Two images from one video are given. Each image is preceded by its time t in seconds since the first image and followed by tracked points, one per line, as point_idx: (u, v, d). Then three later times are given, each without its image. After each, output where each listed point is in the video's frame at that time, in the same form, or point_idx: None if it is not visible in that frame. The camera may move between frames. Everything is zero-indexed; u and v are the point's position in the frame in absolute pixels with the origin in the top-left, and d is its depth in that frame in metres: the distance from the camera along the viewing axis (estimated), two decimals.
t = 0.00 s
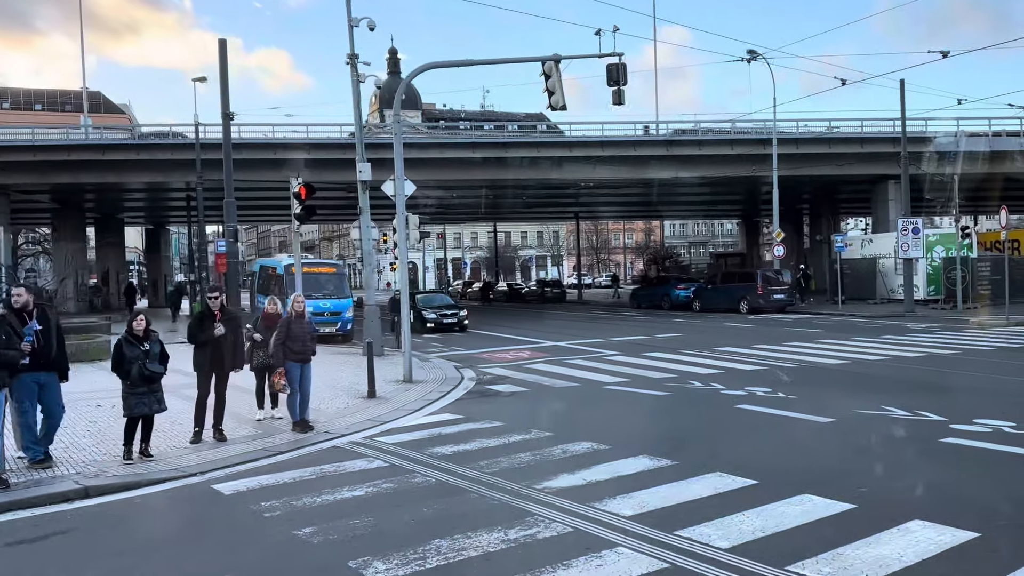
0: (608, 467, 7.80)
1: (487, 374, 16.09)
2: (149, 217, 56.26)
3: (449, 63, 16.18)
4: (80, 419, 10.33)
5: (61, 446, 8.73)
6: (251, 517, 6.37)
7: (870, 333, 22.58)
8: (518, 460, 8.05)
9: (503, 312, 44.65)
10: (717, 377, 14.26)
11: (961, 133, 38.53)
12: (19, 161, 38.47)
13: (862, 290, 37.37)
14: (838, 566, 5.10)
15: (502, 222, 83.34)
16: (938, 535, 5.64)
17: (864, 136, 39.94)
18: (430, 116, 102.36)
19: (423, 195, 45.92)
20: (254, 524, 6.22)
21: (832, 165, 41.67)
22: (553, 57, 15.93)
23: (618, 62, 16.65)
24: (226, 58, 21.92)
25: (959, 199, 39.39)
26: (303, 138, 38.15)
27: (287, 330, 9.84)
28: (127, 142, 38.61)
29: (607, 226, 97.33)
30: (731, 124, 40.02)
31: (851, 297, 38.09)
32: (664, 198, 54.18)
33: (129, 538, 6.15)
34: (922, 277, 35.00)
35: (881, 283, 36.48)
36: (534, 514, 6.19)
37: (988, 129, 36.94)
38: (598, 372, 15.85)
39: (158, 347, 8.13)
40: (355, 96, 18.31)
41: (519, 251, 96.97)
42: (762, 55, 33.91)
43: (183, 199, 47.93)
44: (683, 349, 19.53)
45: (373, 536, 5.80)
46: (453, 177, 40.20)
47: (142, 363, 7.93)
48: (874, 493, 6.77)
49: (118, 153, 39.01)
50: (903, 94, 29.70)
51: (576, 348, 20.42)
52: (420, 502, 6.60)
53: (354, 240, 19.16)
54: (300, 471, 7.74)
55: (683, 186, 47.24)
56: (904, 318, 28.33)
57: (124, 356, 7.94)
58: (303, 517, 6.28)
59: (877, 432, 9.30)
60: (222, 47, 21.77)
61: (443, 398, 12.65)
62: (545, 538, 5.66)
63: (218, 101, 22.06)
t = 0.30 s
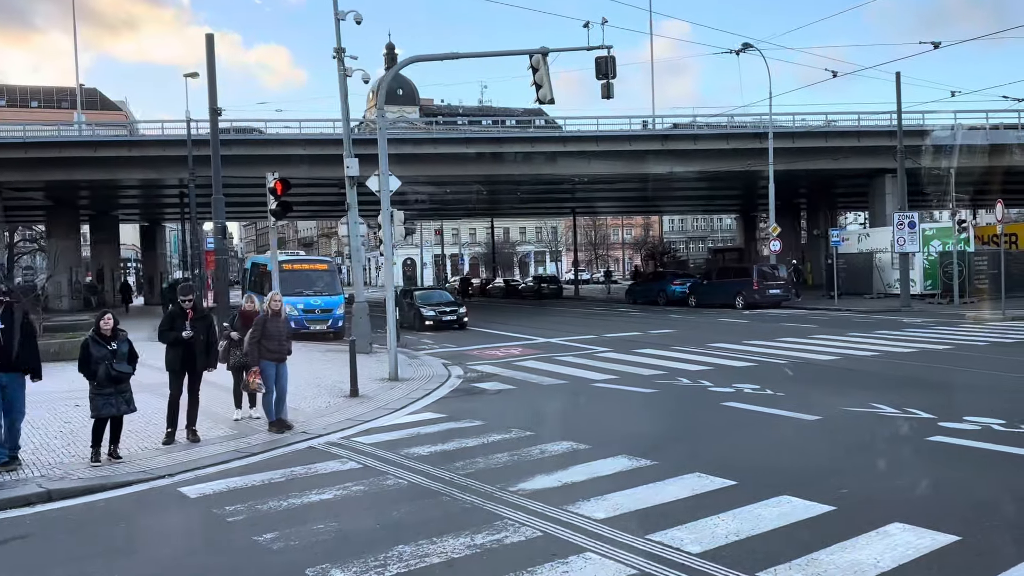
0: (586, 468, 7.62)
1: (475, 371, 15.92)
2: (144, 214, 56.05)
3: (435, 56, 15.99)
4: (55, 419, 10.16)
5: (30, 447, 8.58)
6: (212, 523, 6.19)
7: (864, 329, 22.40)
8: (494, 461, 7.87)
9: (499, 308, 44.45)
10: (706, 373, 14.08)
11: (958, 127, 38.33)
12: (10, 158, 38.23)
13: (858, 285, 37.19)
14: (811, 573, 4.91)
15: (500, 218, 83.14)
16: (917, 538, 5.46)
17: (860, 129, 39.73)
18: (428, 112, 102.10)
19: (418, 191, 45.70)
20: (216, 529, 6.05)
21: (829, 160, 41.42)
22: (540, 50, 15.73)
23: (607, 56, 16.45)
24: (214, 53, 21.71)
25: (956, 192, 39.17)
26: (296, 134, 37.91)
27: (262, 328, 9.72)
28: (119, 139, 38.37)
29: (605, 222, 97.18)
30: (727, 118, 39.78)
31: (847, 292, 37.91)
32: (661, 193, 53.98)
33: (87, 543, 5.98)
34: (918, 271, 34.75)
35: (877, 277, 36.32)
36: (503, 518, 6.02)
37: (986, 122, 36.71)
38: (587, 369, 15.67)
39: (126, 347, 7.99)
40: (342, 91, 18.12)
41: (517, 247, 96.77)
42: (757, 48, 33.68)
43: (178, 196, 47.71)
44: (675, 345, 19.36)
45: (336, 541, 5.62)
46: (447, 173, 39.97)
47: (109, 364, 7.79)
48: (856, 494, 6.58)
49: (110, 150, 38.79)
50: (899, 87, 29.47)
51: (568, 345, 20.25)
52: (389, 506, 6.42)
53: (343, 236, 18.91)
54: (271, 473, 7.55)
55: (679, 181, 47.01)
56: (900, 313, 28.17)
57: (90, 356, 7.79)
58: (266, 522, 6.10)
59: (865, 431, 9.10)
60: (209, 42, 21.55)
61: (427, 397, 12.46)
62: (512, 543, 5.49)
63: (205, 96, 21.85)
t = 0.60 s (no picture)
0: (563, 468, 7.45)
1: (464, 368, 15.77)
2: (141, 211, 55.91)
3: (422, 49, 15.80)
4: (31, 418, 10.01)
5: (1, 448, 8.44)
6: (174, 527, 6.03)
7: (859, 324, 22.23)
8: (471, 461, 7.69)
9: (496, 304, 44.32)
10: (696, 370, 13.92)
11: (957, 119, 38.07)
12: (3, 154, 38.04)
13: (856, 279, 37.02)
14: None
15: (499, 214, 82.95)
16: (896, 543, 5.29)
17: (858, 123, 39.51)
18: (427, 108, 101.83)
19: (414, 187, 45.49)
20: (176, 534, 5.88)
21: (827, 154, 41.18)
22: (528, 43, 15.54)
23: (597, 48, 16.25)
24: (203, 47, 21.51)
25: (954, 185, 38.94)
26: (291, 129, 37.70)
27: (239, 326, 9.54)
28: (112, 135, 38.16)
29: (604, 217, 96.96)
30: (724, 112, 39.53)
31: (845, 287, 37.71)
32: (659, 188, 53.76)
33: (43, 546, 5.83)
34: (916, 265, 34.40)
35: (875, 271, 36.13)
36: (471, 522, 5.86)
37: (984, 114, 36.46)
38: (576, 366, 15.50)
39: (94, 346, 7.81)
40: (330, 85, 17.93)
41: (516, 243, 96.59)
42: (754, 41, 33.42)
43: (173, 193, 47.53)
44: (668, 341, 19.21)
45: (297, 547, 5.46)
46: (443, 168, 39.78)
47: (76, 363, 7.61)
48: (837, 495, 6.40)
49: (104, 146, 38.59)
50: (897, 79, 29.22)
51: (560, 341, 20.10)
52: (356, 508, 6.26)
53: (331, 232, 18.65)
54: (241, 474, 7.39)
55: (677, 176, 46.77)
56: (897, 308, 27.98)
57: (58, 355, 7.60)
58: (228, 526, 5.93)
59: (852, 429, 8.92)
60: (197, 36, 21.35)
61: (412, 395, 12.31)
62: (478, 548, 5.32)
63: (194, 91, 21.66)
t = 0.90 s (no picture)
0: (541, 469, 7.28)
1: (454, 365, 15.62)
2: (139, 207, 55.75)
3: (411, 41, 15.61)
4: (7, 418, 9.87)
5: None
6: (137, 530, 5.88)
7: (856, 319, 22.04)
8: (449, 462, 7.51)
9: (495, 300, 44.15)
10: (688, 367, 13.79)
11: (958, 113, 37.81)
12: None
13: (855, 275, 36.80)
14: None
15: (498, 209, 82.79)
16: (875, 547, 5.14)
17: (858, 117, 39.27)
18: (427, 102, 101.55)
19: (412, 182, 45.31)
20: (139, 537, 5.73)
21: (826, 148, 40.93)
22: (519, 35, 15.35)
23: (588, 41, 16.06)
24: (194, 40, 21.31)
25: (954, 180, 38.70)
26: (287, 124, 37.53)
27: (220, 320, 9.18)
28: (108, 130, 37.97)
29: (605, 212, 96.78)
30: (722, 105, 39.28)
31: (844, 282, 37.52)
32: (659, 183, 53.57)
33: None
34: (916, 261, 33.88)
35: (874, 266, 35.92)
36: (440, 526, 5.70)
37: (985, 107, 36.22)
38: (567, 362, 15.34)
39: (65, 344, 7.66)
40: (321, 79, 17.74)
41: (517, 238, 96.40)
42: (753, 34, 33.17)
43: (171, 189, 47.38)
44: (662, 337, 19.05)
45: (260, 552, 5.31)
46: (441, 164, 39.55)
47: (46, 362, 7.48)
48: (819, 497, 6.22)
49: (99, 141, 38.42)
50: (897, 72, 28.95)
51: (554, 337, 19.94)
52: (326, 511, 6.11)
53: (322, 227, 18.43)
54: (212, 475, 7.24)
55: (676, 171, 46.54)
56: (896, 303, 27.78)
57: (27, 353, 7.47)
58: (191, 530, 5.78)
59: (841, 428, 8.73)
60: (188, 30, 21.17)
61: (398, 392, 12.14)
62: (445, 553, 5.16)
63: (185, 85, 21.51)
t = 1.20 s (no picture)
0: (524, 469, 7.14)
1: (447, 362, 15.49)
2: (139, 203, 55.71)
3: (402, 35, 15.46)
4: None
5: None
6: (104, 533, 5.76)
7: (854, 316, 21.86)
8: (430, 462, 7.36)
9: (495, 296, 44.01)
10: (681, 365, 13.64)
11: (960, 108, 37.52)
12: None
13: (856, 271, 36.58)
14: None
15: (500, 205, 82.64)
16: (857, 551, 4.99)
17: (859, 112, 39.01)
18: (429, 98, 101.34)
19: (411, 178, 45.17)
20: (105, 541, 5.61)
21: (827, 143, 40.67)
22: (511, 29, 15.20)
23: (582, 36, 15.90)
24: (186, 35, 21.18)
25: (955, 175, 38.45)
26: (285, 120, 37.41)
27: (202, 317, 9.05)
28: (106, 126, 37.87)
29: (607, 208, 96.62)
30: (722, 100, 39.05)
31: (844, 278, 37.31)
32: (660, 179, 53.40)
33: None
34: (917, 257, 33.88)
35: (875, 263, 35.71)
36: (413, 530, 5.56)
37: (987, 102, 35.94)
38: (561, 360, 15.19)
39: (38, 342, 7.53)
40: (313, 74, 17.59)
41: (518, 234, 96.23)
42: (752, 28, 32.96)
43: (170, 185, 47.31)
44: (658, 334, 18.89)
45: (225, 557, 5.17)
46: (440, 159, 39.36)
47: (19, 360, 7.36)
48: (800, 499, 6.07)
49: (97, 137, 38.29)
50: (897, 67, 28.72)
51: (549, 334, 19.78)
52: (297, 514, 5.97)
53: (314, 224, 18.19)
54: (187, 477, 7.12)
55: (677, 166, 46.36)
56: (896, 299, 27.55)
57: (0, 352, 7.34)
58: (159, 533, 5.67)
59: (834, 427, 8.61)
60: (181, 25, 21.03)
61: (388, 390, 12.00)
62: (413, 558, 5.01)
63: (179, 80, 21.42)
